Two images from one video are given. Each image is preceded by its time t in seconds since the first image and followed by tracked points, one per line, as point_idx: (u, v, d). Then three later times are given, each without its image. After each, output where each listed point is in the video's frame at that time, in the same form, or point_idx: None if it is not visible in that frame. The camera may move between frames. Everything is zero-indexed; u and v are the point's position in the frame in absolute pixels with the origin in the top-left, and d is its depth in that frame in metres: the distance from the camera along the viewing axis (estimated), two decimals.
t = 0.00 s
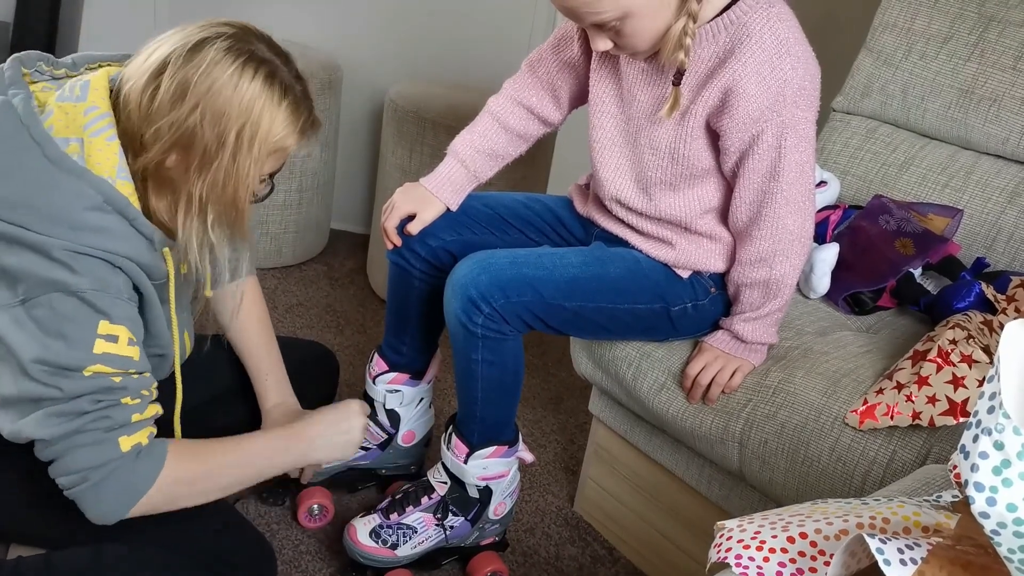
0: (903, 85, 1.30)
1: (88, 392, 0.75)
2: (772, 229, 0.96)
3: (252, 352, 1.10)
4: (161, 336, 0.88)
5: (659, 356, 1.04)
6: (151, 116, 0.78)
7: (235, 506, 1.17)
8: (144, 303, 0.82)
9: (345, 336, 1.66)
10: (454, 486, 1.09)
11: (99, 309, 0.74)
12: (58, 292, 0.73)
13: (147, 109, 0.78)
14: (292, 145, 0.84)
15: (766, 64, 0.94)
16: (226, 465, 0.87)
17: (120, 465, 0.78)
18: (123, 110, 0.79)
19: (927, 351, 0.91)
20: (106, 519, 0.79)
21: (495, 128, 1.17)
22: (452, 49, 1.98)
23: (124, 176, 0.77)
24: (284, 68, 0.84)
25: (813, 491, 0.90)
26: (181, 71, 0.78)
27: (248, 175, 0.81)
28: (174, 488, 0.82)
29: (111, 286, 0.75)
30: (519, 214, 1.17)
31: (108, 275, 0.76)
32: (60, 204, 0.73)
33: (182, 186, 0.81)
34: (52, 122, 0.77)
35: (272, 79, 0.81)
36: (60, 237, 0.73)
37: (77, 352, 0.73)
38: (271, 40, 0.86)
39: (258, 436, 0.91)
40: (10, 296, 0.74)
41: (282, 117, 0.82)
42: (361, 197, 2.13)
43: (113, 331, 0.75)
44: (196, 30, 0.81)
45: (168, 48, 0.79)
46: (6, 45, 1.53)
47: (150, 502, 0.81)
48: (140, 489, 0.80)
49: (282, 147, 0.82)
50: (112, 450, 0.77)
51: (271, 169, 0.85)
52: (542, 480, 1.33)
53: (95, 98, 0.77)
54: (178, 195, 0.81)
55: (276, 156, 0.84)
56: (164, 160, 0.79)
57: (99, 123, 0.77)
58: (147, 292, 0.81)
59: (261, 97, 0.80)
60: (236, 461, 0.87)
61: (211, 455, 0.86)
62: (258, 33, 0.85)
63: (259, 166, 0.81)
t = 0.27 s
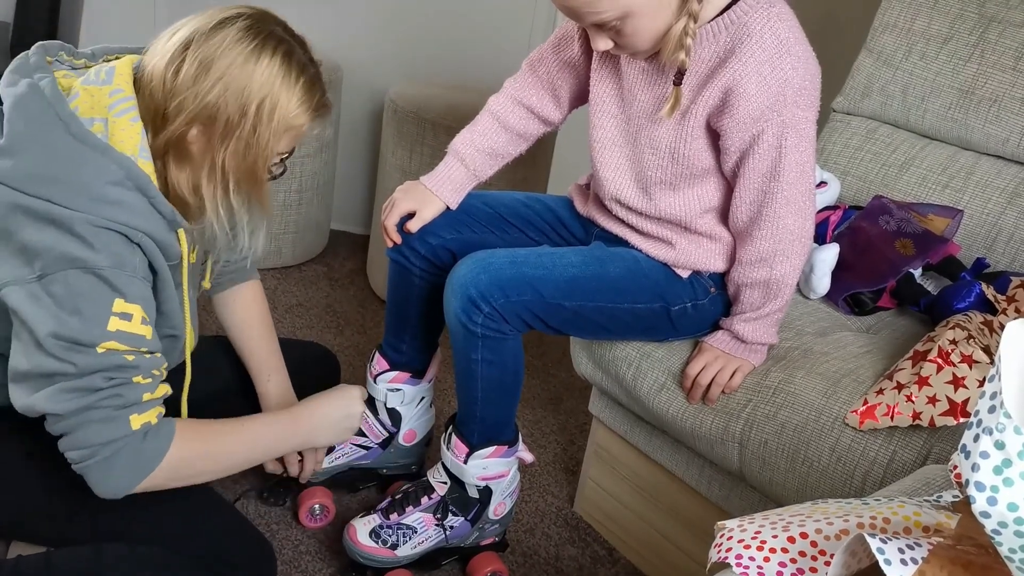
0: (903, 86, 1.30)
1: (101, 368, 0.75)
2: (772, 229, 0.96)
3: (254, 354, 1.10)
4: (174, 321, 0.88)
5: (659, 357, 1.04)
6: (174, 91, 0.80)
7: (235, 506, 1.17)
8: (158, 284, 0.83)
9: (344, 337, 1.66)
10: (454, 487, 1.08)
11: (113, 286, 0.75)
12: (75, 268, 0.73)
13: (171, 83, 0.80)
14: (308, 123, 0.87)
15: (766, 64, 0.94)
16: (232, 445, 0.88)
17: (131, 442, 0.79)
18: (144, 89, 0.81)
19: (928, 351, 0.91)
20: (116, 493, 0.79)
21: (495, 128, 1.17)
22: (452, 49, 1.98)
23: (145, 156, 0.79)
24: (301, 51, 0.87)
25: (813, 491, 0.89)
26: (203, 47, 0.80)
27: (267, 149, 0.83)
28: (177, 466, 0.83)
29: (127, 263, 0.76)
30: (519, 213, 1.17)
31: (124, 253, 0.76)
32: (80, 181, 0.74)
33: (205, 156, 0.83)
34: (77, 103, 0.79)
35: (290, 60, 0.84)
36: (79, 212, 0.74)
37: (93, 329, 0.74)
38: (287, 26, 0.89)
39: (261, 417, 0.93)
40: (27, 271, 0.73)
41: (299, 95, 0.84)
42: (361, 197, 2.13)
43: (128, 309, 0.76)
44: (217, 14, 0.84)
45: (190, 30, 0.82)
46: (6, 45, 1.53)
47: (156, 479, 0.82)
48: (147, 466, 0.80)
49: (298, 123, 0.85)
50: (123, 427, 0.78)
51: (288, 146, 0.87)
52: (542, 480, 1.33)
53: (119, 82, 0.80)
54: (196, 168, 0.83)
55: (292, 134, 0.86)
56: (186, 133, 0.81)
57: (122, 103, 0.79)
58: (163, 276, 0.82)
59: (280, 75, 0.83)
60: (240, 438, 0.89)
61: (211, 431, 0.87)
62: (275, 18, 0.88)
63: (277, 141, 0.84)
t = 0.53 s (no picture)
0: (903, 87, 1.31)
1: (111, 341, 0.77)
2: (772, 229, 0.96)
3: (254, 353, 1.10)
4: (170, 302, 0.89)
5: (659, 357, 1.04)
6: (177, 75, 0.80)
7: (236, 507, 1.17)
8: (152, 262, 0.84)
9: (344, 337, 1.66)
10: (454, 487, 1.08)
11: (112, 262, 0.76)
12: (74, 246, 0.74)
13: (174, 66, 0.80)
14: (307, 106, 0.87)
15: (766, 64, 0.94)
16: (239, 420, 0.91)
17: (153, 411, 0.82)
18: (146, 73, 0.82)
19: (928, 352, 0.91)
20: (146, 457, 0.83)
21: (495, 128, 1.17)
22: (452, 49, 1.98)
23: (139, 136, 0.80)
24: (300, 35, 0.87)
25: (813, 492, 0.89)
26: (204, 32, 0.80)
27: (271, 132, 0.84)
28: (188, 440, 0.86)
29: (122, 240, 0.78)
30: (519, 213, 1.17)
31: (118, 229, 0.78)
32: (77, 157, 0.75)
33: (210, 137, 0.83)
34: (72, 86, 0.81)
35: (289, 45, 0.84)
36: (77, 187, 0.75)
37: (101, 304, 0.75)
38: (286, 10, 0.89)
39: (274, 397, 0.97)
40: (21, 250, 0.74)
41: (300, 79, 0.85)
42: (361, 198, 2.13)
43: (129, 282, 0.78)
44: None
45: (191, 14, 0.82)
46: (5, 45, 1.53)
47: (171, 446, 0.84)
48: (167, 433, 0.84)
49: (297, 108, 0.86)
50: (144, 398, 0.81)
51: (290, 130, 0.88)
52: (541, 481, 1.33)
53: (114, 64, 0.82)
54: (200, 148, 0.84)
55: (292, 117, 0.86)
56: (188, 114, 0.81)
57: (118, 83, 0.80)
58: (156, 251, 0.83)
59: (281, 60, 0.83)
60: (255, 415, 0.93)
61: (216, 410, 0.90)
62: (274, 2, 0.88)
63: (280, 125, 0.84)
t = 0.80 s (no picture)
0: (906, 85, 1.30)
1: (18, 326, 0.74)
2: (775, 225, 0.96)
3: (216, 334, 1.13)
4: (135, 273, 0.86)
5: (661, 355, 1.04)
6: (121, 29, 0.80)
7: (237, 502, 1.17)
8: (106, 236, 0.82)
9: (345, 335, 1.66)
10: (455, 485, 1.08)
11: (45, 243, 0.74)
12: (13, 226, 0.72)
13: (118, 22, 0.80)
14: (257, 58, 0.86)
15: (770, 60, 0.94)
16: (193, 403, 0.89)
17: (59, 397, 0.79)
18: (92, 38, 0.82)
19: (930, 349, 0.91)
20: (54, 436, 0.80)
21: (498, 125, 1.17)
22: (454, 47, 1.98)
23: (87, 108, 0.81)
24: None
25: (814, 490, 0.89)
26: None
27: (219, 83, 0.83)
28: (149, 423, 0.84)
29: (62, 219, 0.75)
30: (521, 212, 1.17)
31: (58, 205, 0.75)
32: (28, 127, 0.74)
33: (158, 94, 0.83)
34: (20, 60, 0.81)
35: None
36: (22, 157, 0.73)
37: (18, 287, 0.73)
38: None
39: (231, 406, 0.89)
40: None
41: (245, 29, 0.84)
42: (362, 196, 2.13)
43: (59, 267, 0.75)
44: None
45: None
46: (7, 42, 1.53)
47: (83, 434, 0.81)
48: (75, 421, 0.80)
49: (247, 58, 0.85)
50: (44, 383, 0.77)
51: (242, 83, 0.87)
52: (542, 479, 1.33)
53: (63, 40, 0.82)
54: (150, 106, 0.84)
55: (242, 70, 0.85)
56: (136, 69, 0.81)
57: (65, 57, 0.81)
58: (109, 226, 0.81)
59: (224, 8, 0.82)
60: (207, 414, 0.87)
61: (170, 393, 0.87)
62: None
63: (227, 76, 0.84)
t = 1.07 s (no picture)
0: (908, 84, 1.30)
1: None
2: (778, 223, 0.96)
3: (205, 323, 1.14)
4: (93, 262, 0.86)
5: (661, 352, 1.04)
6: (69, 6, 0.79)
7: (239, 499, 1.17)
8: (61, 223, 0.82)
9: (345, 333, 1.66)
10: (456, 482, 1.08)
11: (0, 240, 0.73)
12: None
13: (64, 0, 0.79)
14: (208, 30, 0.86)
15: (774, 58, 0.94)
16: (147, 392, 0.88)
17: (10, 391, 0.77)
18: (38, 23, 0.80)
19: (931, 347, 0.91)
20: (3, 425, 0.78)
21: (499, 122, 1.17)
22: (454, 45, 1.98)
23: (37, 92, 0.79)
24: None
25: (815, 488, 0.89)
26: None
27: (172, 57, 0.83)
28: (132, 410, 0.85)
29: (19, 212, 0.75)
30: (522, 209, 1.17)
31: (14, 200, 0.75)
32: None
33: (111, 73, 0.83)
34: None
35: None
36: None
37: None
38: None
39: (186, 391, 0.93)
40: None
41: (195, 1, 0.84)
42: (363, 194, 2.13)
43: (12, 264, 0.74)
44: None
45: None
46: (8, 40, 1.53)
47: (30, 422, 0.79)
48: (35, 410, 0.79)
49: (199, 31, 0.85)
50: None
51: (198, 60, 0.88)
52: (543, 477, 1.33)
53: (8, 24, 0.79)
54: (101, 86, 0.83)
55: (194, 43, 0.86)
56: (87, 48, 0.80)
57: (13, 43, 0.78)
58: (66, 211, 0.81)
59: None
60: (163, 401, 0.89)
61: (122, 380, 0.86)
62: None
63: (180, 49, 0.84)
